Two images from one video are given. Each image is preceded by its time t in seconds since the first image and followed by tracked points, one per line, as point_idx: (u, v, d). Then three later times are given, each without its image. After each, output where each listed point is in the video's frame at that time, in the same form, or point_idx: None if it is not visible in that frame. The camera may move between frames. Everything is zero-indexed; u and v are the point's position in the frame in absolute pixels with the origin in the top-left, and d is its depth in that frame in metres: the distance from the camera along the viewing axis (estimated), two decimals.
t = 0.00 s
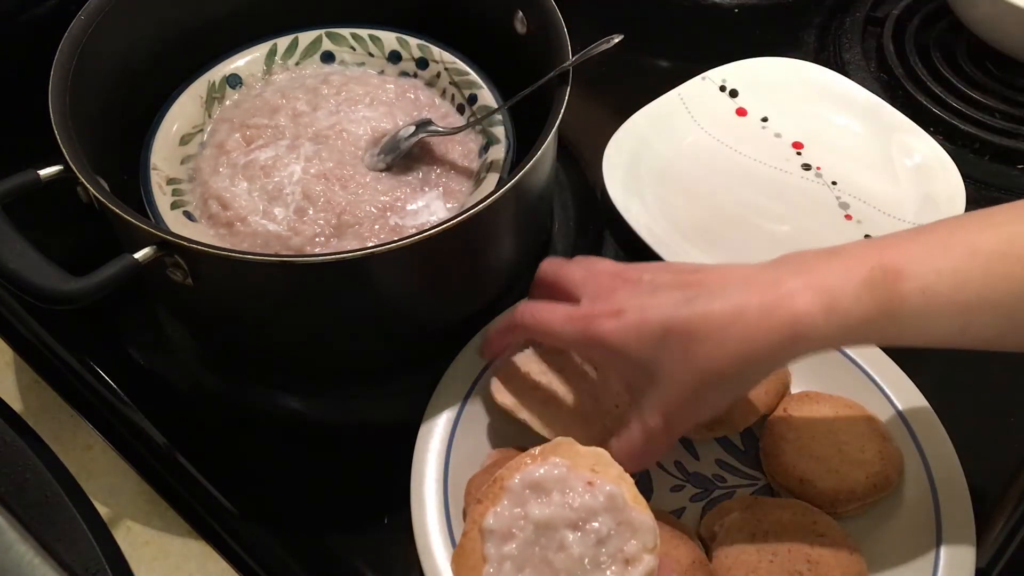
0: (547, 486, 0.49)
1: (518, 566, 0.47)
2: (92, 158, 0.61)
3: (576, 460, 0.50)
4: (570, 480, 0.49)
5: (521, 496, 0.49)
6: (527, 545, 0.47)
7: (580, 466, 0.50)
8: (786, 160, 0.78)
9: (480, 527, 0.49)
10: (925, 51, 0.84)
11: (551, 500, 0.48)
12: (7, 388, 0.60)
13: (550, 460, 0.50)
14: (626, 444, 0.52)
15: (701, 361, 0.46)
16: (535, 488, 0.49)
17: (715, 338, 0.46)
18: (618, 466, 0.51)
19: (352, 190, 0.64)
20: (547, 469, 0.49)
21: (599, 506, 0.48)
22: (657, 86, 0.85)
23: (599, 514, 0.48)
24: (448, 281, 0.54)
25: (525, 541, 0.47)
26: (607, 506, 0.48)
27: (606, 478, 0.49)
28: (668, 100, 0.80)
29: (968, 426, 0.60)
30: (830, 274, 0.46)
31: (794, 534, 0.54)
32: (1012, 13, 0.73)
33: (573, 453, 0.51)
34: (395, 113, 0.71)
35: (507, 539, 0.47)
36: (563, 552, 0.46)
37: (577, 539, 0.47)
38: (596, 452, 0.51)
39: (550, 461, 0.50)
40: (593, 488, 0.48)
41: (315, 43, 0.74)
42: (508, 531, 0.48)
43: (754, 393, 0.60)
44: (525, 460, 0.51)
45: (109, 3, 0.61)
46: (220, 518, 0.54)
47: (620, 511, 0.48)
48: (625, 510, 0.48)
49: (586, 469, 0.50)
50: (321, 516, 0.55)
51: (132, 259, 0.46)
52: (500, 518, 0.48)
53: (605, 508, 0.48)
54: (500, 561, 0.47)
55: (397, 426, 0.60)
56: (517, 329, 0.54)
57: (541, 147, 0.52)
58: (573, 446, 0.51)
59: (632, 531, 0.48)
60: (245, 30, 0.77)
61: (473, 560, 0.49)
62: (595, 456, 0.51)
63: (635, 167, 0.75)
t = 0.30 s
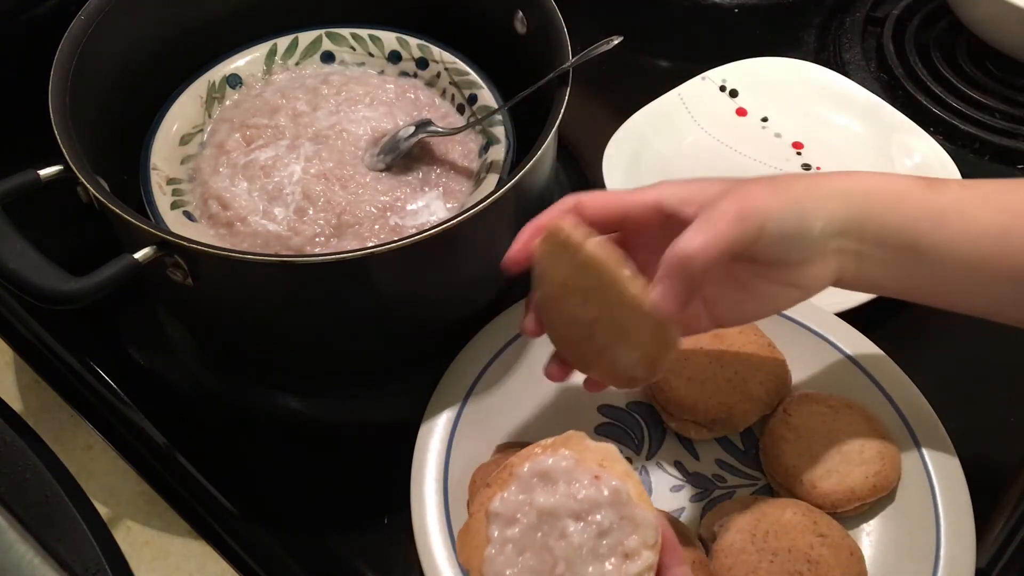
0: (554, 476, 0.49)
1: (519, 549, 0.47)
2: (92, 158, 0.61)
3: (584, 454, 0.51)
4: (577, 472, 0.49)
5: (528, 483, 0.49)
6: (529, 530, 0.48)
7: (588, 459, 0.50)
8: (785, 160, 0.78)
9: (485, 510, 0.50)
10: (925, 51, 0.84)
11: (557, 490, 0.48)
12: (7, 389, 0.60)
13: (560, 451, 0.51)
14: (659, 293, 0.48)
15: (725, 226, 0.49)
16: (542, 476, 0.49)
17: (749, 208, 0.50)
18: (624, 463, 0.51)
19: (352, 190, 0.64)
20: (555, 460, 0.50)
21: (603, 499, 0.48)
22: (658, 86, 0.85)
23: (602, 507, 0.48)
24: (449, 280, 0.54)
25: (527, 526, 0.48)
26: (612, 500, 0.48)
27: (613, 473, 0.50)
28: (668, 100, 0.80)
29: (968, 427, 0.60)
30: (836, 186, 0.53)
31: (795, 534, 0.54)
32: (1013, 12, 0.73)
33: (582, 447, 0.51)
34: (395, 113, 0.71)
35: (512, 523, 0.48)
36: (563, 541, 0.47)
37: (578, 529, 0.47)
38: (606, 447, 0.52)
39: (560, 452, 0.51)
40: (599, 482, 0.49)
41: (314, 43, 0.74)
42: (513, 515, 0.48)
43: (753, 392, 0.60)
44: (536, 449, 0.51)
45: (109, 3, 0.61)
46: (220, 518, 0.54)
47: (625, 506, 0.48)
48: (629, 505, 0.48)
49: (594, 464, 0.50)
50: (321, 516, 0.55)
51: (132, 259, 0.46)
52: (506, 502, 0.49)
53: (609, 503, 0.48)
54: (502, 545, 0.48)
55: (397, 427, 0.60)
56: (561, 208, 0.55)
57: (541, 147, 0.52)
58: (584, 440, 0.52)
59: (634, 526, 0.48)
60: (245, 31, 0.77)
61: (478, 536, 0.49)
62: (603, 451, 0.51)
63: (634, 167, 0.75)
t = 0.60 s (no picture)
0: (567, 443, 0.51)
1: (528, 510, 0.49)
2: (92, 157, 0.61)
3: (597, 426, 0.53)
4: (590, 441, 0.51)
5: (540, 449, 0.51)
6: (539, 494, 0.49)
7: (601, 431, 0.53)
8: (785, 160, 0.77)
9: (499, 475, 0.51)
10: (925, 51, 0.84)
11: (568, 456, 0.50)
12: (7, 388, 0.61)
13: (574, 421, 0.53)
14: (681, 243, 0.49)
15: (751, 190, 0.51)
16: (555, 443, 0.51)
17: (779, 176, 0.52)
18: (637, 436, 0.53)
19: (352, 190, 0.64)
20: (569, 429, 0.52)
21: (613, 468, 0.49)
22: (658, 86, 0.85)
23: (612, 475, 0.49)
24: (450, 280, 0.54)
25: (537, 489, 0.49)
26: (622, 468, 0.50)
27: (624, 444, 0.52)
28: (668, 100, 0.80)
29: (967, 428, 0.60)
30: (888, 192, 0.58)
31: (795, 534, 0.54)
32: (1012, 12, 0.73)
33: (595, 418, 0.54)
34: (395, 113, 0.71)
35: (522, 485, 0.49)
36: (572, 504, 0.48)
37: (588, 495, 0.48)
38: (620, 422, 0.54)
39: (574, 422, 0.53)
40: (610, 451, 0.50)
41: (315, 43, 0.74)
42: (524, 478, 0.50)
43: (753, 391, 0.61)
44: (550, 418, 0.54)
45: (110, 3, 0.61)
46: (220, 518, 0.54)
47: (635, 476, 0.50)
48: (638, 476, 0.50)
49: (606, 436, 0.52)
50: (321, 516, 0.55)
51: (132, 259, 0.46)
52: (519, 466, 0.51)
53: (619, 471, 0.50)
54: (512, 506, 0.49)
55: (397, 427, 0.60)
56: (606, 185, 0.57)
57: (541, 147, 0.52)
58: (599, 412, 0.54)
59: (643, 496, 0.49)
60: (245, 31, 0.77)
61: (489, 498, 0.51)
62: (616, 424, 0.53)
63: (634, 168, 0.75)
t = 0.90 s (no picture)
0: (565, 432, 0.53)
1: (526, 492, 0.50)
2: (92, 158, 0.61)
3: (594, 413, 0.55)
4: (586, 429, 0.53)
5: (539, 435, 0.53)
6: (535, 477, 0.51)
7: (599, 419, 0.54)
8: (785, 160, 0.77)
9: (500, 460, 0.52)
10: (925, 51, 0.84)
11: (567, 444, 0.52)
12: (7, 388, 0.61)
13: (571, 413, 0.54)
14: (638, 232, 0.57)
15: (714, 180, 0.57)
16: (554, 431, 0.53)
17: (737, 162, 0.57)
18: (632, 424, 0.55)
19: (352, 190, 0.64)
20: (567, 418, 0.54)
21: (609, 453, 0.52)
22: (658, 86, 0.85)
23: (608, 460, 0.51)
24: (450, 279, 0.54)
25: (534, 473, 0.51)
26: (617, 454, 0.52)
27: (621, 432, 0.54)
28: (668, 100, 0.80)
29: (967, 428, 0.60)
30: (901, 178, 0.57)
31: (795, 534, 0.54)
32: (1013, 12, 0.73)
33: (592, 407, 0.56)
34: (395, 113, 0.71)
35: (521, 468, 0.51)
36: (569, 488, 0.50)
37: (584, 479, 0.51)
38: (617, 410, 0.56)
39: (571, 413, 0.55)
40: (606, 438, 0.52)
41: (315, 43, 0.74)
42: (523, 463, 0.52)
43: (753, 392, 0.61)
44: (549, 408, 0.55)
45: (109, 3, 0.61)
46: (220, 518, 0.54)
47: (630, 461, 0.52)
48: (634, 461, 0.52)
49: (604, 424, 0.54)
50: (320, 516, 0.55)
51: (131, 259, 0.46)
52: (518, 452, 0.52)
53: (615, 456, 0.52)
54: (511, 488, 0.51)
55: (397, 427, 0.60)
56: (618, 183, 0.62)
57: (541, 147, 0.52)
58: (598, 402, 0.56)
59: (639, 481, 0.51)
60: (244, 31, 0.77)
61: (487, 486, 0.52)
62: (614, 416, 0.55)
63: (634, 168, 0.75)
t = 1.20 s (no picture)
0: (558, 385, 0.51)
1: (522, 445, 0.49)
2: (93, 158, 0.62)
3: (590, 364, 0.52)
4: (583, 381, 0.51)
5: (533, 388, 0.51)
6: (532, 430, 0.49)
7: (594, 371, 0.52)
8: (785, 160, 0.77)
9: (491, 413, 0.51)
10: (925, 51, 0.84)
11: (561, 396, 0.50)
12: (8, 387, 0.62)
13: (566, 362, 0.52)
14: (650, 198, 0.49)
15: (738, 146, 0.51)
16: (547, 385, 0.51)
17: (768, 129, 0.51)
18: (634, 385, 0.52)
19: (352, 190, 0.64)
20: (562, 369, 0.52)
21: (607, 407, 0.50)
22: (658, 86, 0.85)
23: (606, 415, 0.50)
24: (450, 279, 0.54)
25: (530, 426, 0.49)
26: (614, 407, 0.50)
27: (617, 386, 0.51)
28: (668, 100, 0.80)
29: (967, 428, 0.60)
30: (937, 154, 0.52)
31: (795, 535, 0.54)
32: (1012, 13, 0.73)
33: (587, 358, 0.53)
34: (395, 113, 0.71)
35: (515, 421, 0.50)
36: (564, 439, 0.48)
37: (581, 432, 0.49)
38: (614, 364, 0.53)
39: (567, 363, 0.52)
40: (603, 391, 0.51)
41: (315, 43, 0.74)
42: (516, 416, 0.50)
43: (754, 392, 0.61)
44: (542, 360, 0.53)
45: (109, 3, 0.61)
46: (220, 518, 0.54)
47: (628, 416, 0.50)
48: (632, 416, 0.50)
49: (600, 376, 0.52)
50: (320, 516, 0.55)
51: (132, 259, 0.46)
52: (511, 405, 0.51)
53: (613, 411, 0.50)
54: (505, 440, 0.49)
55: (397, 427, 0.60)
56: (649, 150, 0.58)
57: (541, 147, 0.52)
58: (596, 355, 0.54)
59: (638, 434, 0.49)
60: (244, 32, 0.77)
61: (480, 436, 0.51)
62: (610, 365, 0.52)
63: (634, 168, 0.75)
